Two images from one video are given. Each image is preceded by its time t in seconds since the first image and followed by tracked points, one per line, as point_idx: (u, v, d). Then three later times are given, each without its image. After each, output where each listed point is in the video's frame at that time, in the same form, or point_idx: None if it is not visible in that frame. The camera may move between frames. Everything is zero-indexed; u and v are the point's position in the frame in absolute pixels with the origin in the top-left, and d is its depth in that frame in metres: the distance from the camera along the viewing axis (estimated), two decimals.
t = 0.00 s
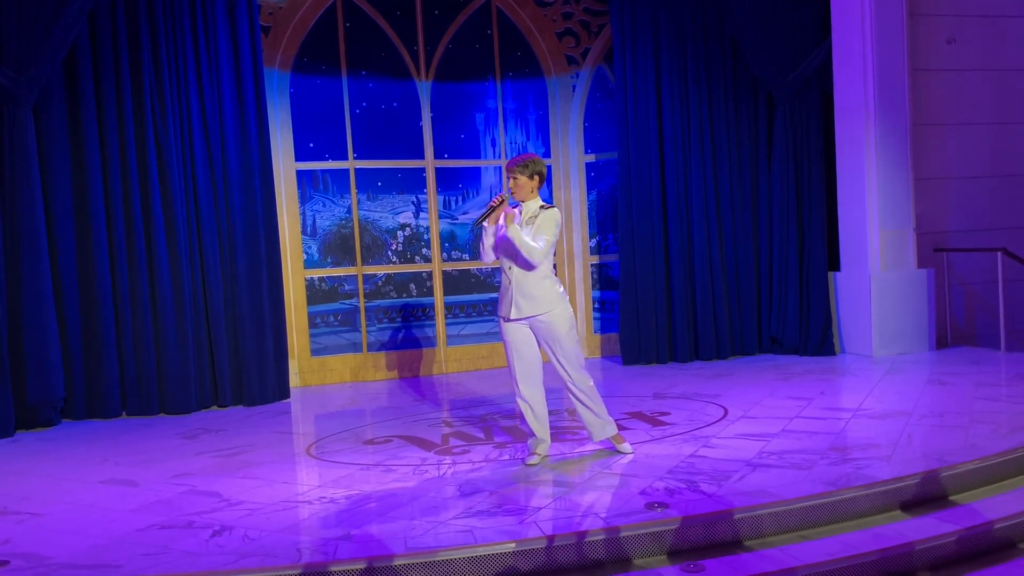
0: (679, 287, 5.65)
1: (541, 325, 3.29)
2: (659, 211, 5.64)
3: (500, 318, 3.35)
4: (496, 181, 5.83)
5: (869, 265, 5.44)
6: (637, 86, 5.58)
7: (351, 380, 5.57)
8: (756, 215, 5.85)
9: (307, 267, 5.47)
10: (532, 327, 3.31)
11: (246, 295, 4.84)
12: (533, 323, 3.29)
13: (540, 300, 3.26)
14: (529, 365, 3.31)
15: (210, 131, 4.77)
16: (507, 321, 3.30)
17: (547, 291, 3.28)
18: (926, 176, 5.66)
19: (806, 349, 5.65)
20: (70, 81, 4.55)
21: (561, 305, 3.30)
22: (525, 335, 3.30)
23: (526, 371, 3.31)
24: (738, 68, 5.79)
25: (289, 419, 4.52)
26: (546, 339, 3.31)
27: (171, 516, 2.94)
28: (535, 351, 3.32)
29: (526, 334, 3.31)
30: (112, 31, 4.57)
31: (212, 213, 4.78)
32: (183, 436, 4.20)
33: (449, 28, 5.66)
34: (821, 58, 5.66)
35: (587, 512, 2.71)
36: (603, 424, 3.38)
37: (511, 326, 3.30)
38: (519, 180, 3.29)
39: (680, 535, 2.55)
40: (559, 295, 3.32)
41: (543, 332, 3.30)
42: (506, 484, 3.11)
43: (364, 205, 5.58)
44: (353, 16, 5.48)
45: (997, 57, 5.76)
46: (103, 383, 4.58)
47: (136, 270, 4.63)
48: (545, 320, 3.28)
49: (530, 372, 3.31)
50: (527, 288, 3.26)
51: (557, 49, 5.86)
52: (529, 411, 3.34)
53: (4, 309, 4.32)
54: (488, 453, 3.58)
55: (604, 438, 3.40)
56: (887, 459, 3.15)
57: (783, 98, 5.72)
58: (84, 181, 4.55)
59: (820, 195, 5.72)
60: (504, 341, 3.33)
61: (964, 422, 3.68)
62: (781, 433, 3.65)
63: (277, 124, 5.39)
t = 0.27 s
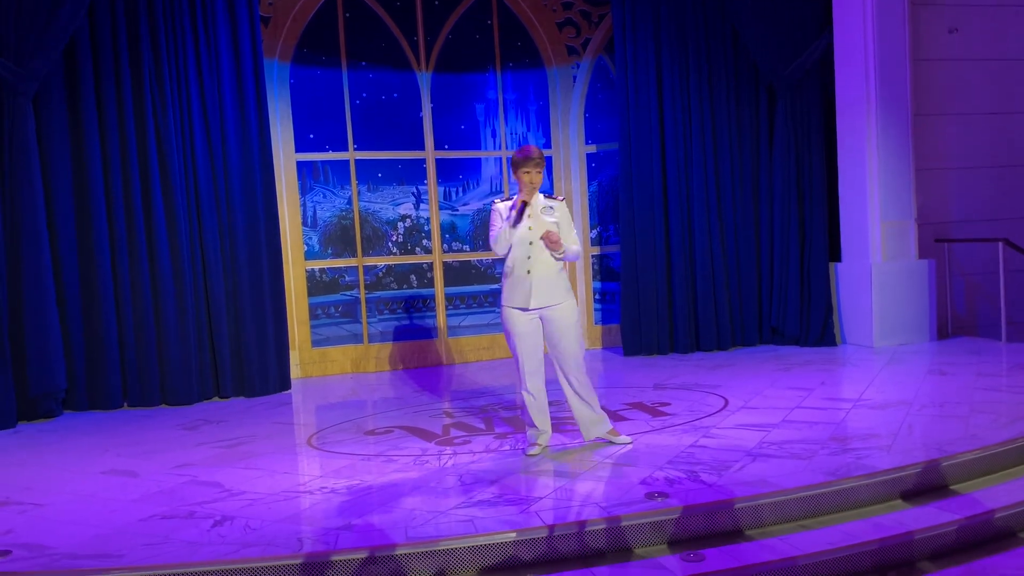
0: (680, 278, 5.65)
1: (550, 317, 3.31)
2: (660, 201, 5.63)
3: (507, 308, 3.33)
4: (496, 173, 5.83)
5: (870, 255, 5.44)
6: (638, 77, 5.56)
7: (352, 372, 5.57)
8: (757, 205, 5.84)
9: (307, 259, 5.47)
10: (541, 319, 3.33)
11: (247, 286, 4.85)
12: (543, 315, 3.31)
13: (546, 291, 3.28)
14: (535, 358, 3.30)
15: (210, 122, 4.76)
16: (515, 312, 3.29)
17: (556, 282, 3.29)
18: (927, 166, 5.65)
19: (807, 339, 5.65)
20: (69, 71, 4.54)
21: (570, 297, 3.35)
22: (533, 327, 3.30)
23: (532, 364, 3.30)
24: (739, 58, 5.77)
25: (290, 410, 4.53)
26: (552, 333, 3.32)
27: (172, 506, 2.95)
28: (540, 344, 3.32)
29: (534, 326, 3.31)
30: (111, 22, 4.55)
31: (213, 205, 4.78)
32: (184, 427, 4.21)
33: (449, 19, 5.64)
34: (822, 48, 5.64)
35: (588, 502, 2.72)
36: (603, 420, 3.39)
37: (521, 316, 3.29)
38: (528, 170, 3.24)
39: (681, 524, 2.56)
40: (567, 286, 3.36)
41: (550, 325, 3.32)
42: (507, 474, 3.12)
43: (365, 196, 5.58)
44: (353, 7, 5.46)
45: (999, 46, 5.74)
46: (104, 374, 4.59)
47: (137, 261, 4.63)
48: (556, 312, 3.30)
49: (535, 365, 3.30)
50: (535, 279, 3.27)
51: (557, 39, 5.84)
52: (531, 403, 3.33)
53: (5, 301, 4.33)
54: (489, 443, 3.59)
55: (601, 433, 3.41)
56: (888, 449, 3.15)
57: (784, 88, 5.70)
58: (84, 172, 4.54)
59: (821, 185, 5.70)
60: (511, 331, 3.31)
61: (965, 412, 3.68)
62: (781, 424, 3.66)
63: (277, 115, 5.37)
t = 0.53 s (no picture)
0: (684, 270, 5.64)
1: (565, 311, 3.34)
2: (664, 194, 5.63)
3: (526, 297, 3.27)
4: (499, 165, 5.82)
5: (874, 248, 5.43)
6: (642, 69, 5.55)
7: (355, 364, 5.58)
8: (761, 198, 5.83)
9: (311, 251, 5.47)
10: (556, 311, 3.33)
11: (251, 278, 4.85)
12: (560, 307, 3.32)
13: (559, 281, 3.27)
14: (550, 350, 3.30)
15: (214, 114, 4.76)
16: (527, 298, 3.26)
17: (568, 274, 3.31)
18: (932, 159, 5.63)
19: (810, 332, 5.65)
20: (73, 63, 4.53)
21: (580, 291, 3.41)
22: (546, 316, 3.28)
23: (546, 356, 3.30)
24: (744, 49, 5.75)
25: (294, 402, 4.54)
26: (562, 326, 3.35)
27: (177, 497, 2.96)
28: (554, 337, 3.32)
29: (551, 318, 3.30)
30: (114, 14, 4.55)
31: (216, 197, 4.78)
32: (188, 419, 4.22)
33: (453, 10, 5.62)
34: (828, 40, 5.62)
35: (591, 494, 2.72)
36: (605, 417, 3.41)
37: (542, 306, 3.27)
38: (547, 159, 3.27)
39: (684, 516, 2.56)
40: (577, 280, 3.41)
41: (563, 319, 3.35)
42: (510, 466, 3.12)
43: (368, 188, 5.58)
44: None
45: (1004, 38, 5.71)
46: (109, 366, 4.60)
47: (141, 253, 4.64)
48: (571, 306, 3.34)
49: (549, 357, 3.30)
50: (554, 270, 3.28)
51: (561, 30, 5.82)
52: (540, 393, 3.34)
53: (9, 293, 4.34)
54: (492, 435, 3.60)
55: (602, 429, 3.43)
56: (891, 442, 3.15)
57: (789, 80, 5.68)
58: (88, 164, 4.54)
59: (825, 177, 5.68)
60: (528, 319, 3.28)
61: (968, 405, 3.68)
62: (784, 416, 3.66)
63: (281, 106, 5.37)
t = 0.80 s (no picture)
0: (691, 266, 5.64)
1: (596, 305, 3.33)
2: (672, 189, 5.62)
3: (559, 285, 3.29)
4: (506, 160, 5.81)
5: (882, 244, 5.41)
6: (650, 64, 5.54)
7: (362, 358, 5.59)
8: (768, 193, 5.81)
9: (318, 245, 5.48)
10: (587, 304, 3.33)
11: (258, 272, 4.86)
12: (591, 299, 3.31)
13: (586, 271, 3.28)
14: (572, 341, 3.31)
15: (222, 108, 4.77)
16: (553, 285, 3.30)
17: (597, 265, 3.32)
18: (941, 155, 5.60)
19: (818, 328, 5.64)
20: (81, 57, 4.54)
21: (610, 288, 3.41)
22: (577, 305, 3.29)
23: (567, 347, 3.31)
24: (752, 44, 5.73)
25: (301, 395, 4.55)
26: (592, 320, 3.33)
27: (184, 489, 2.97)
28: (580, 328, 3.32)
29: (580, 309, 3.30)
30: (123, 8, 4.56)
31: (224, 191, 4.79)
32: (196, 412, 4.24)
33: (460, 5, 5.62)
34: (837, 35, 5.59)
35: (596, 489, 2.73)
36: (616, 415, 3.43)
37: (573, 294, 3.28)
38: (573, 148, 3.33)
39: (690, 512, 2.56)
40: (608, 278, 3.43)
41: (593, 313, 3.33)
42: (516, 460, 3.13)
43: (376, 182, 5.59)
44: None
45: (1015, 33, 5.68)
46: (117, 359, 4.62)
47: (149, 246, 4.65)
48: (602, 299, 3.33)
49: (570, 349, 3.31)
50: (589, 260, 3.30)
51: (569, 25, 5.81)
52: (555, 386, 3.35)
53: (18, 286, 4.37)
54: (498, 430, 3.60)
55: (612, 426, 3.44)
56: (898, 438, 3.15)
57: (798, 76, 5.66)
58: (97, 158, 4.56)
59: (833, 173, 5.65)
60: (558, 307, 3.29)
61: (976, 401, 3.66)
62: (791, 412, 3.65)
63: (289, 100, 5.37)
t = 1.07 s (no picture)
0: (698, 266, 5.63)
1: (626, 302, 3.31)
2: (680, 190, 5.61)
3: (593, 283, 3.26)
4: (513, 160, 5.80)
5: (890, 244, 5.39)
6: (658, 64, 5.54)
7: (369, 357, 5.61)
8: (776, 194, 5.80)
9: (326, 244, 5.49)
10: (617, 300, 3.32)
11: (266, 271, 4.88)
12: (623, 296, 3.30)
13: (618, 268, 3.26)
14: (596, 337, 3.27)
15: (230, 108, 4.78)
16: (584, 282, 3.28)
17: (629, 262, 3.29)
18: (951, 155, 5.58)
19: (826, 328, 5.62)
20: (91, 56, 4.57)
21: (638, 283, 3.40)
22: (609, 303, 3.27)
23: (590, 342, 3.27)
24: (761, 44, 5.72)
25: (308, 394, 4.57)
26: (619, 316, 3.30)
27: (192, 487, 2.99)
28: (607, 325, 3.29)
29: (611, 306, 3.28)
30: (132, 7, 4.58)
31: (232, 190, 4.80)
32: (203, 410, 4.26)
33: (468, 5, 5.63)
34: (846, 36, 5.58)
35: (603, 489, 2.73)
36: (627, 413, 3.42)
37: (606, 291, 3.26)
38: (603, 151, 3.30)
39: (696, 513, 2.56)
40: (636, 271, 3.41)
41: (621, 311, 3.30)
42: (523, 460, 3.13)
43: (384, 181, 5.59)
44: None
45: None
46: (125, 357, 4.65)
47: (158, 245, 4.67)
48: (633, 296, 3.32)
49: (592, 345, 3.27)
50: (622, 258, 3.27)
51: (577, 25, 5.81)
52: (573, 381, 3.29)
53: (28, 284, 4.39)
54: (505, 430, 3.61)
55: (620, 424, 3.44)
56: (906, 440, 3.14)
57: (807, 76, 5.64)
58: (106, 157, 4.58)
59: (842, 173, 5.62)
60: (590, 305, 3.26)
61: (984, 403, 3.65)
62: (798, 413, 3.64)
63: (297, 99, 5.38)
